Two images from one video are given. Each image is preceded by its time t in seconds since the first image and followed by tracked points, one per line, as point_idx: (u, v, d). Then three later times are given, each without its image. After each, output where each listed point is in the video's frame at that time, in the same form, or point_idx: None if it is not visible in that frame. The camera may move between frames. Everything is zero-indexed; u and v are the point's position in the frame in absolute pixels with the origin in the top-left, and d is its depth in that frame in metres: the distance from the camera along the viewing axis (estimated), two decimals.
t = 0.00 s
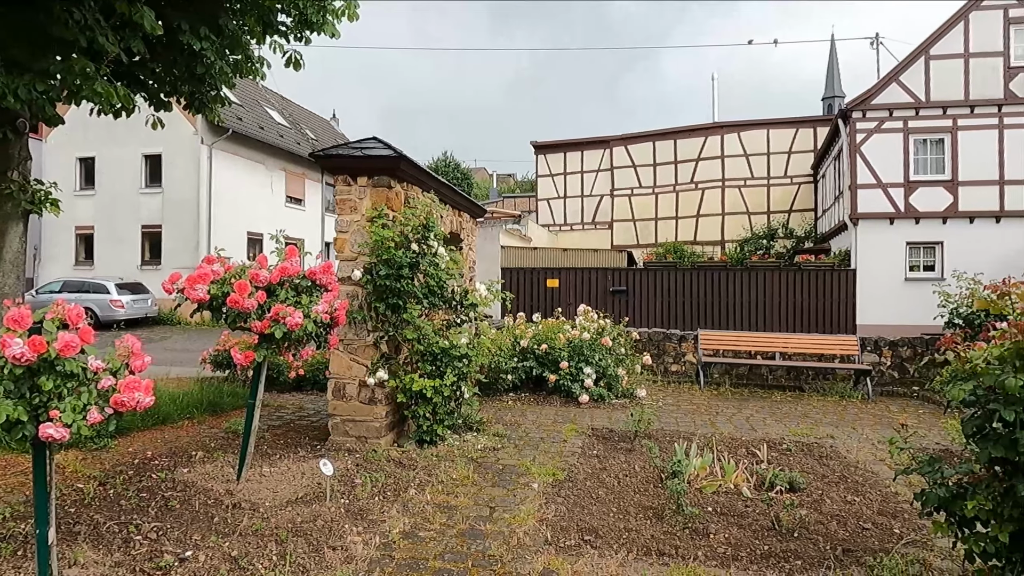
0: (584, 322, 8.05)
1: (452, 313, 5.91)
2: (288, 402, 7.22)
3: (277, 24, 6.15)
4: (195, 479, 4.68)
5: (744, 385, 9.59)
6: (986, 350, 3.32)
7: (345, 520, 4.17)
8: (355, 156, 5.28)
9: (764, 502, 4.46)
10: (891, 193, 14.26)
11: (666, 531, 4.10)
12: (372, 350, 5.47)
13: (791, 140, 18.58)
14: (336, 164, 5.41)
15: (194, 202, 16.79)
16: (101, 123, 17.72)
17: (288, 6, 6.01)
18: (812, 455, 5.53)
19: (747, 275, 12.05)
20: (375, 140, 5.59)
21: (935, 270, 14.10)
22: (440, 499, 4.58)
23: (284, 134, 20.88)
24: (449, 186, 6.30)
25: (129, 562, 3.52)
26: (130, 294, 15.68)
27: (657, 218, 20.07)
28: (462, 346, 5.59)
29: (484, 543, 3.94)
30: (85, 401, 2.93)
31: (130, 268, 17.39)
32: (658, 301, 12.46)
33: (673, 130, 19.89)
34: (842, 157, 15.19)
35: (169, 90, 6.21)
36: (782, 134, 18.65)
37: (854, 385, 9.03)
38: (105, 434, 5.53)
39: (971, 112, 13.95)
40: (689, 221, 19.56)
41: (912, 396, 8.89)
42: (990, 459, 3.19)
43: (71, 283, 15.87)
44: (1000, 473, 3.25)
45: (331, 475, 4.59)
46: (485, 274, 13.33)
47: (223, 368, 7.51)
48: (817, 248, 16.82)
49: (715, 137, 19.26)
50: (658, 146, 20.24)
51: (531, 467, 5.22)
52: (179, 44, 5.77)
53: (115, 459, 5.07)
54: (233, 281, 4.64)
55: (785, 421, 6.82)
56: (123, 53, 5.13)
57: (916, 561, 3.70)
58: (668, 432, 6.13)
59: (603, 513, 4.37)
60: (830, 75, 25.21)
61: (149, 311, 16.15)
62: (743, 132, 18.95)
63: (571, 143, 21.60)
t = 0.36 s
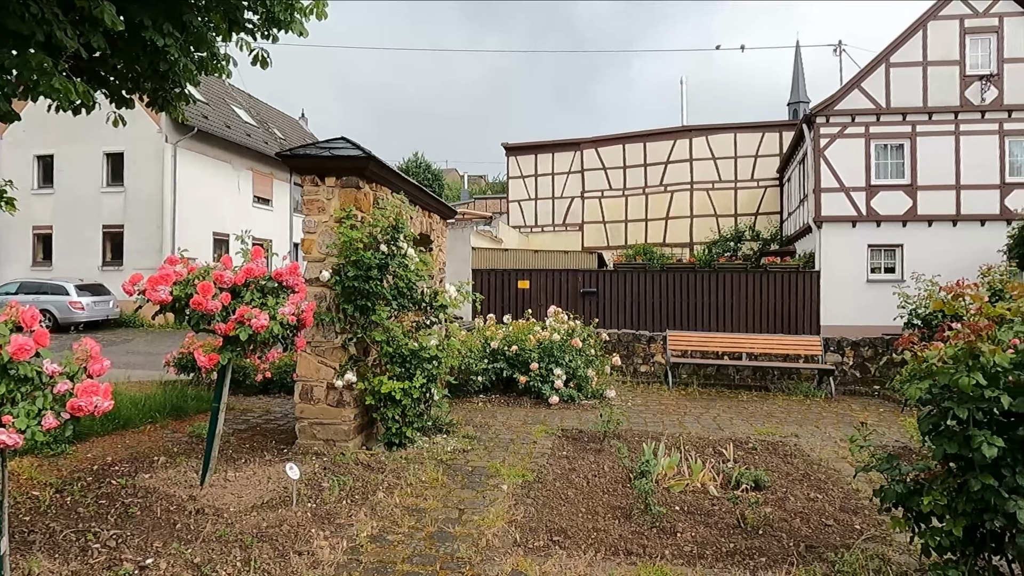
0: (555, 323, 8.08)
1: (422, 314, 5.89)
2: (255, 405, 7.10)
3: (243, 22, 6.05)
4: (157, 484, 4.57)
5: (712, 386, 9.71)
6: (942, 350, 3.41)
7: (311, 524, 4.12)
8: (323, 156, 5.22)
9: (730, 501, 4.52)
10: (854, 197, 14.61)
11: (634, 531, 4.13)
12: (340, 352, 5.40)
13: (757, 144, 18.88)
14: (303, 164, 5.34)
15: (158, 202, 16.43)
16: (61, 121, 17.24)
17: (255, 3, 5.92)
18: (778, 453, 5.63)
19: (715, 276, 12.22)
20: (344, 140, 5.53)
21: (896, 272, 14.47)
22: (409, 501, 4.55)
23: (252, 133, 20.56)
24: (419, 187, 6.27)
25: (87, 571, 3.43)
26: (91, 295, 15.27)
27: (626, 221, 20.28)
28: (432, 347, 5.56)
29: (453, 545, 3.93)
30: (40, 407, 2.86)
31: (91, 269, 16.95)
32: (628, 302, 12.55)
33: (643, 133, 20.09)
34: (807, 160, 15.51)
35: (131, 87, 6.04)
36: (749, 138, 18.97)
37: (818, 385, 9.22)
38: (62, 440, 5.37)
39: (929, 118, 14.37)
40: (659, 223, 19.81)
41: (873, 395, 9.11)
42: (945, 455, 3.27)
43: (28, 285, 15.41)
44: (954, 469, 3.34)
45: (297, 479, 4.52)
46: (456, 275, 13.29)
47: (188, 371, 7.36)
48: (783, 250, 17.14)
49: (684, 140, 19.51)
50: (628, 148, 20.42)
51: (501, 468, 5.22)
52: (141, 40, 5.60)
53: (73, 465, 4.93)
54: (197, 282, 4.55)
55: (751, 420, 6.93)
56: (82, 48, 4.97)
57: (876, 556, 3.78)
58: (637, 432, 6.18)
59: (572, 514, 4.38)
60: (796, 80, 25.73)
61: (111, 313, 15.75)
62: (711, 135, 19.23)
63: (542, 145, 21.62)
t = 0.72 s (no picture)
0: (521, 326, 8.09)
1: (387, 318, 5.84)
2: (216, 411, 6.96)
3: (203, 19, 5.93)
4: (111, 493, 4.43)
5: (676, 388, 9.83)
6: (894, 351, 3.50)
7: (272, 531, 4.04)
8: (286, 157, 5.15)
9: (692, 501, 4.58)
10: (813, 202, 14.97)
11: (598, 532, 4.16)
12: (303, 355, 5.33)
13: (721, 149, 19.22)
14: (265, 165, 5.25)
15: (116, 202, 16.00)
16: (13, 118, 16.68)
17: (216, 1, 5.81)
18: (739, 453, 5.73)
19: (679, 279, 12.37)
20: (307, 140, 5.46)
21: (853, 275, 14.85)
22: (372, 506, 4.50)
23: (214, 133, 20.17)
24: (384, 189, 6.23)
25: None
26: (44, 298, 14.78)
27: (593, 224, 20.46)
28: (397, 351, 5.51)
29: (417, 550, 3.89)
30: None
31: (45, 270, 16.41)
32: (594, 305, 12.63)
33: (610, 137, 20.28)
34: (768, 166, 15.83)
35: (86, 83, 5.89)
36: (713, 143, 19.29)
37: (778, 386, 9.41)
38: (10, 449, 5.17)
39: (885, 126, 14.82)
40: (625, 227, 20.02)
41: (831, 395, 9.34)
42: (897, 454, 3.36)
43: None
44: (905, 466, 3.43)
45: (258, 485, 4.43)
46: (421, 277, 13.23)
47: (145, 376, 7.17)
48: (745, 253, 17.46)
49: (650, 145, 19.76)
50: (596, 152, 20.59)
51: (466, 471, 5.20)
52: (97, 36, 5.42)
53: (21, 474, 4.75)
54: (154, 284, 4.43)
55: (714, 421, 7.03)
56: (34, 44, 4.81)
57: (832, 553, 3.87)
58: (602, 434, 6.23)
59: (537, 516, 4.39)
60: (758, 87, 26.27)
61: (65, 317, 15.27)
62: (676, 140, 19.53)
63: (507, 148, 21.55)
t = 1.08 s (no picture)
0: (482, 326, 8.07)
1: (345, 318, 5.77)
2: (167, 414, 6.77)
3: (155, 11, 5.77)
4: (54, 500, 4.27)
5: (635, 386, 9.95)
6: (840, 349, 3.61)
7: (225, 536, 3.95)
8: (241, 154, 5.05)
9: (650, 498, 4.64)
10: (768, 204, 15.32)
11: (557, 530, 4.18)
12: (258, 356, 5.23)
13: (680, 151, 19.55)
14: (218, 162, 5.13)
15: (63, 198, 15.43)
16: None
17: None
18: (695, 450, 5.83)
19: (639, 279, 12.53)
20: (263, 137, 5.36)
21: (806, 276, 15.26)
22: (329, 509, 4.43)
23: (167, 128, 19.63)
24: (342, 187, 6.15)
25: None
26: None
27: (555, 225, 20.55)
28: (355, 351, 5.44)
29: (374, 553, 3.85)
30: None
31: None
32: (555, 305, 12.71)
33: (573, 138, 20.42)
34: (725, 168, 16.15)
35: (30, 75, 5.68)
36: (673, 145, 19.59)
37: (734, 384, 9.61)
38: None
39: (836, 131, 15.27)
40: (586, 227, 20.17)
41: (785, 392, 9.58)
42: (843, 449, 3.47)
43: None
44: (852, 461, 3.54)
45: (210, 489, 4.33)
46: (381, 277, 13.10)
47: (93, 379, 6.94)
48: (704, 254, 17.79)
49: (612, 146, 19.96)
50: (558, 153, 20.71)
51: (426, 472, 5.17)
52: (40, 26, 5.21)
53: None
54: (100, 284, 4.29)
55: (672, 419, 7.13)
56: None
57: (783, 546, 3.96)
58: (561, 433, 6.26)
59: (496, 516, 4.38)
60: (716, 92, 26.78)
61: (8, 317, 14.66)
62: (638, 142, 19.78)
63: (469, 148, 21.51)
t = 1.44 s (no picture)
0: (443, 326, 8.02)
1: (302, 318, 5.67)
2: (115, 418, 6.55)
3: (103, 2, 5.58)
4: None
5: (596, 385, 10.03)
6: (790, 347, 3.69)
7: (175, 543, 3.84)
8: (192, 150, 4.92)
9: (608, 496, 4.68)
10: (726, 206, 15.63)
11: (516, 530, 4.18)
12: (211, 358, 5.11)
13: (640, 153, 19.81)
14: (168, 158, 5.00)
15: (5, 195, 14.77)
16: None
17: None
18: (653, 448, 5.90)
19: (600, 280, 12.64)
20: (216, 133, 5.24)
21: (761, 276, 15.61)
22: (284, 513, 4.35)
23: (117, 123, 18.99)
24: (299, 185, 6.05)
25: None
26: None
27: (517, 225, 20.58)
28: (313, 352, 5.36)
29: (330, 557, 3.79)
30: None
31: None
32: (517, 305, 12.74)
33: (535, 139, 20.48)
34: (684, 170, 16.40)
35: None
36: (634, 147, 19.83)
37: (692, 382, 9.78)
38: None
39: (791, 135, 15.66)
40: (548, 227, 20.25)
41: (741, 390, 9.79)
42: (792, 445, 3.55)
43: None
44: (802, 456, 3.63)
45: (160, 495, 4.20)
46: (340, 276, 12.89)
47: (36, 382, 6.68)
48: (663, 255, 18.06)
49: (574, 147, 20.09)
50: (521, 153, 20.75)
51: (384, 474, 5.12)
52: None
53: None
54: (41, 284, 4.13)
55: (630, 417, 7.21)
56: None
57: (737, 541, 4.04)
58: (521, 432, 6.27)
59: (454, 517, 4.36)
60: (676, 95, 27.19)
61: None
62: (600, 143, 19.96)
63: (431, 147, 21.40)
